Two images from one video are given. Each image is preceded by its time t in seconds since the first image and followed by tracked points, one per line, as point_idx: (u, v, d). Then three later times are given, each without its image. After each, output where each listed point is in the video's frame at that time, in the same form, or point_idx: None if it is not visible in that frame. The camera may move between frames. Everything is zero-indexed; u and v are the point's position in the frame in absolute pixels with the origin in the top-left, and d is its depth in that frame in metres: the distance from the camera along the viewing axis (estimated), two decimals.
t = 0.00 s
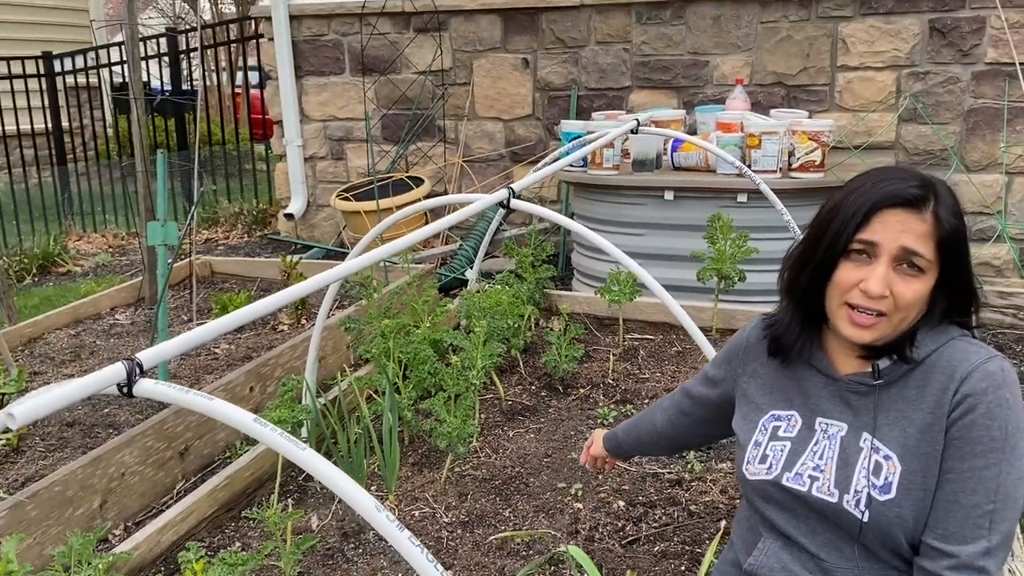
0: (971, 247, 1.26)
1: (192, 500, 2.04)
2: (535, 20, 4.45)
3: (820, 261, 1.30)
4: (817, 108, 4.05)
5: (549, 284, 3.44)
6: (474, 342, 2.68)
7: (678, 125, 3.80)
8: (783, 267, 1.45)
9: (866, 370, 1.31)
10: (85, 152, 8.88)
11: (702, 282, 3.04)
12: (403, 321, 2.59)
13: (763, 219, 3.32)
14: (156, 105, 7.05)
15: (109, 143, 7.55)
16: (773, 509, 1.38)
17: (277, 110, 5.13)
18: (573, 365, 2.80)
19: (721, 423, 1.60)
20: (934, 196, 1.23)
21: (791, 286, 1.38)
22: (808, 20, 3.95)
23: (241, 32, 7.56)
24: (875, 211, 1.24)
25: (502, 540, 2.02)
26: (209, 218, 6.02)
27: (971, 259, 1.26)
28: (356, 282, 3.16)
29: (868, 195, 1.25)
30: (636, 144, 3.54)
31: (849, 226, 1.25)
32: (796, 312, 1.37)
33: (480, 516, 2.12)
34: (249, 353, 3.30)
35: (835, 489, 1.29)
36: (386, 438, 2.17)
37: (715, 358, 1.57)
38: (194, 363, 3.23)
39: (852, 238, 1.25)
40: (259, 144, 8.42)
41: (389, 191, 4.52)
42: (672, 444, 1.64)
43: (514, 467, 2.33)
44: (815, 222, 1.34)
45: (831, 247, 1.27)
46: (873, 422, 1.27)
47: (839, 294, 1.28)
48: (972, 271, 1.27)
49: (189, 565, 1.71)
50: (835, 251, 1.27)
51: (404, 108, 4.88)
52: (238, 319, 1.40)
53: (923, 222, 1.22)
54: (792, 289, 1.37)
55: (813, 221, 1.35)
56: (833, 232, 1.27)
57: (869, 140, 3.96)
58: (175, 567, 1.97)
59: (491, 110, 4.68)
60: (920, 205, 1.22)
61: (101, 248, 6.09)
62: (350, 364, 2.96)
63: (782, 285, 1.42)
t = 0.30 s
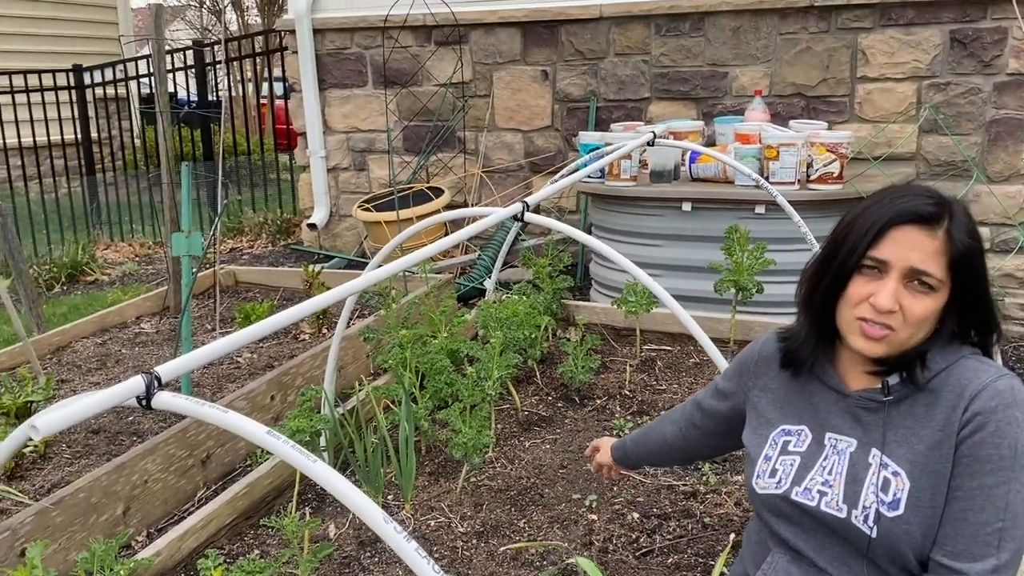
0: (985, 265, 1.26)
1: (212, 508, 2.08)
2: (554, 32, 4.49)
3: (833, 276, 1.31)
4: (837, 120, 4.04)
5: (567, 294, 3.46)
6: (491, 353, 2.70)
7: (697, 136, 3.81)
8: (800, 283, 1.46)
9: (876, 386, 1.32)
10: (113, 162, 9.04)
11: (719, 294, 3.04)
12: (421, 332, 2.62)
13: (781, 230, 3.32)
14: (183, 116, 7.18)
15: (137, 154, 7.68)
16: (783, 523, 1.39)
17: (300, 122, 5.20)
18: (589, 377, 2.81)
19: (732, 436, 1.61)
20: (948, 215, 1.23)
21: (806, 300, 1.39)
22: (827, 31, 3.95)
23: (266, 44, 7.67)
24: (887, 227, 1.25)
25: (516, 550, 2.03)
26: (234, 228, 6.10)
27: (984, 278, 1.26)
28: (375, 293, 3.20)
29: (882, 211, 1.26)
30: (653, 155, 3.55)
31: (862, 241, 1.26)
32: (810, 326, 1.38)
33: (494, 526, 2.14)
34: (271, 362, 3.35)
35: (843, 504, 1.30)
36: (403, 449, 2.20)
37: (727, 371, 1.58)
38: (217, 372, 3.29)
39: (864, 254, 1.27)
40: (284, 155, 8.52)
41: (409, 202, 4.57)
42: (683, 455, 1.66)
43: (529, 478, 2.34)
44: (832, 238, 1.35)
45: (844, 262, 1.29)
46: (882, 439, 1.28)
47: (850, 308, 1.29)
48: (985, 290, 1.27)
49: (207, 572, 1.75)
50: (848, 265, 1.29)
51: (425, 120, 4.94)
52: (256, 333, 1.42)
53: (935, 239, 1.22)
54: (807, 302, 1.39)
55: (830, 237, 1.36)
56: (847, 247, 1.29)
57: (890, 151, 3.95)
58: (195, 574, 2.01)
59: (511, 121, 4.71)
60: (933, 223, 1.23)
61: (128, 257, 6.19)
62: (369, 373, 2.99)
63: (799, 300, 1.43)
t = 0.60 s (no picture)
0: (980, 269, 1.25)
1: (220, 510, 2.10)
2: (571, 38, 4.49)
3: (828, 282, 1.30)
4: (856, 125, 4.00)
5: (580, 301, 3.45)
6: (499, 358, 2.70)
7: (713, 141, 3.79)
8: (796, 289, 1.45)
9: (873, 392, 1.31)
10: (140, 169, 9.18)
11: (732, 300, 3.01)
12: (430, 337, 2.63)
13: (796, 237, 3.29)
14: (207, 124, 7.27)
15: (162, 161, 7.79)
16: (778, 528, 1.39)
17: (320, 129, 5.25)
18: (600, 383, 2.80)
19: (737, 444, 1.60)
20: (943, 219, 1.22)
21: (803, 307, 1.39)
22: (846, 36, 3.92)
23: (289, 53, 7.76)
24: (880, 231, 1.24)
25: (520, 555, 2.03)
26: (256, 234, 6.16)
27: (980, 283, 1.25)
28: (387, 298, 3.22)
29: (877, 216, 1.25)
30: (668, 161, 3.53)
31: (857, 246, 1.25)
32: (808, 335, 1.38)
33: (499, 531, 2.14)
34: (286, 366, 3.38)
35: (836, 510, 1.29)
36: (409, 452, 2.21)
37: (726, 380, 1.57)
38: (232, 375, 3.32)
39: (859, 258, 1.25)
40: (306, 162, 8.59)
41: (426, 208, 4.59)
42: (690, 469, 1.65)
43: (536, 484, 2.34)
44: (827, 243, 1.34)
45: (839, 267, 1.28)
46: (876, 445, 1.27)
47: (846, 314, 1.28)
48: (980, 293, 1.26)
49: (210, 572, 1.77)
50: (843, 270, 1.28)
51: (442, 127, 4.96)
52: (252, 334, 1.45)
53: (929, 243, 1.21)
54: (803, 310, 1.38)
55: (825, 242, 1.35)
56: (842, 252, 1.27)
57: (909, 156, 3.90)
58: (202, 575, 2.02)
59: (528, 128, 4.72)
60: (928, 227, 1.22)
61: (152, 263, 6.28)
62: (381, 378, 3.01)
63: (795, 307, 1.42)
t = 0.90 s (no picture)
0: (959, 258, 1.25)
1: (228, 506, 2.15)
2: (587, 43, 4.51)
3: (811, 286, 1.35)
4: (872, 128, 3.98)
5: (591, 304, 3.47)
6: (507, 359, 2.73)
7: (728, 145, 3.78)
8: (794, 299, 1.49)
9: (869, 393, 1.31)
10: (167, 173, 9.33)
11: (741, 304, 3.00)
12: (438, 338, 2.67)
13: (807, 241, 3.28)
14: (230, 129, 7.37)
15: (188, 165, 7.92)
16: (767, 524, 1.39)
17: (340, 134, 5.33)
18: (608, 386, 2.81)
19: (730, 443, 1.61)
20: (911, 210, 1.25)
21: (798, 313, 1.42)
22: (862, 39, 3.90)
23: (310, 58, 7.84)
24: (850, 229, 1.28)
25: (522, 554, 2.05)
26: (278, 237, 6.23)
27: (962, 272, 1.25)
28: (398, 300, 3.26)
29: (847, 214, 1.30)
30: (680, 165, 3.54)
31: (829, 247, 1.30)
32: (800, 338, 1.40)
33: (502, 529, 2.16)
34: (300, 367, 3.43)
35: (826, 508, 1.29)
36: (415, 451, 2.24)
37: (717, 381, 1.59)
38: (248, 376, 3.37)
39: (833, 259, 1.30)
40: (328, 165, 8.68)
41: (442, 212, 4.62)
42: (688, 472, 1.66)
43: (540, 484, 2.36)
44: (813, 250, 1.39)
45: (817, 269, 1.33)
46: (869, 445, 1.28)
47: (829, 313, 1.31)
48: (965, 283, 1.26)
49: (215, 565, 1.82)
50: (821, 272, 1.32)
51: (459, 131, 4.99)
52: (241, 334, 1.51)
53: (898, 235, 1.24)
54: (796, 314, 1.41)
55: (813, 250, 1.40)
56: (818, 254, 1.33)
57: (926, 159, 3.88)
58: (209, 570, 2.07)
59: (544, 132, 4.74)
60: (894, 220, 1.25)
61: (177, 265, 6.39)
62: (393, 379, 3.04)
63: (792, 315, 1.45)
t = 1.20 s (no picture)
0: (966, 261, 1.25)
1: (242, 502, 2.19)
2: (606, 44, 4.51)
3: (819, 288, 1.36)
4: (893, 129, 3.96)
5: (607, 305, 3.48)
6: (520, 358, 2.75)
7: (746, 145, 3.75)
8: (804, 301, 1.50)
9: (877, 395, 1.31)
10: (192, 175, 9.45)
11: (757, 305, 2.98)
12: (451, 338, 2.70)
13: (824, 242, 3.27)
14: (254, 132, 7.46)
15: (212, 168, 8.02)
16: (773, 523, 1.39)
17: (361, 136, 5.38)
18: (621, 386, 2.81)
19: (731, 443, 1.61)
20: (917, 213, 1.25)
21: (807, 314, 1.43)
22: (882, 39, 3.88)
23: (332, 62, 7.91)
24: (856, 230, 1.29)
25: (532, 552, 2.06)
26: (301, 238, 6.28)
27: (969, 275, 1.25)
28: (414, 300, 3.29)
29: (853, 216, 1.30)
30: (696, 166, 3.53)
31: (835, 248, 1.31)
32: (807, 337, 1.41)
33: (512, 527, 2.17)
34: (318, 366, 3.47)
35: (833, 507, 1.29)
36: (427, 450, 2.27)
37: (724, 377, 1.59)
38: (267, 374, 3.42)
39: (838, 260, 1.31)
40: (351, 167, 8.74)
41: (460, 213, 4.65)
42: (687, 469, 1.66)
43: (551, 483, 2.37)
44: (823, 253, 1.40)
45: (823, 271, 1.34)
46: (878, 446, 1.27)
47: (833, 314, 1.32)
48: (973, 284, 1.26)
49: (226, 559, 1.85)
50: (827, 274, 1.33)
51: (479, 133, 5.01)
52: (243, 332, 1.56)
53: (903, 238, 1.24)
54: (805, 314, 1.42)
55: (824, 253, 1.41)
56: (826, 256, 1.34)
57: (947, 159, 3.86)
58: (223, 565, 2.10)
59: (563, 133, 4.75)
60: (900, 222, 1.25)
61: (202, 266, 6.47)
62: (408, 379, 3.07)
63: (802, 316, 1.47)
